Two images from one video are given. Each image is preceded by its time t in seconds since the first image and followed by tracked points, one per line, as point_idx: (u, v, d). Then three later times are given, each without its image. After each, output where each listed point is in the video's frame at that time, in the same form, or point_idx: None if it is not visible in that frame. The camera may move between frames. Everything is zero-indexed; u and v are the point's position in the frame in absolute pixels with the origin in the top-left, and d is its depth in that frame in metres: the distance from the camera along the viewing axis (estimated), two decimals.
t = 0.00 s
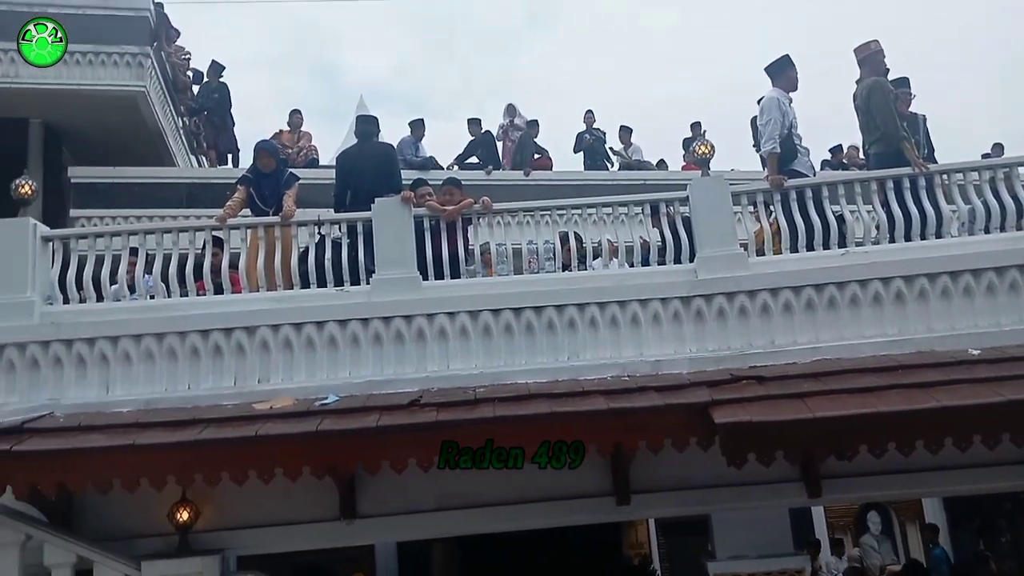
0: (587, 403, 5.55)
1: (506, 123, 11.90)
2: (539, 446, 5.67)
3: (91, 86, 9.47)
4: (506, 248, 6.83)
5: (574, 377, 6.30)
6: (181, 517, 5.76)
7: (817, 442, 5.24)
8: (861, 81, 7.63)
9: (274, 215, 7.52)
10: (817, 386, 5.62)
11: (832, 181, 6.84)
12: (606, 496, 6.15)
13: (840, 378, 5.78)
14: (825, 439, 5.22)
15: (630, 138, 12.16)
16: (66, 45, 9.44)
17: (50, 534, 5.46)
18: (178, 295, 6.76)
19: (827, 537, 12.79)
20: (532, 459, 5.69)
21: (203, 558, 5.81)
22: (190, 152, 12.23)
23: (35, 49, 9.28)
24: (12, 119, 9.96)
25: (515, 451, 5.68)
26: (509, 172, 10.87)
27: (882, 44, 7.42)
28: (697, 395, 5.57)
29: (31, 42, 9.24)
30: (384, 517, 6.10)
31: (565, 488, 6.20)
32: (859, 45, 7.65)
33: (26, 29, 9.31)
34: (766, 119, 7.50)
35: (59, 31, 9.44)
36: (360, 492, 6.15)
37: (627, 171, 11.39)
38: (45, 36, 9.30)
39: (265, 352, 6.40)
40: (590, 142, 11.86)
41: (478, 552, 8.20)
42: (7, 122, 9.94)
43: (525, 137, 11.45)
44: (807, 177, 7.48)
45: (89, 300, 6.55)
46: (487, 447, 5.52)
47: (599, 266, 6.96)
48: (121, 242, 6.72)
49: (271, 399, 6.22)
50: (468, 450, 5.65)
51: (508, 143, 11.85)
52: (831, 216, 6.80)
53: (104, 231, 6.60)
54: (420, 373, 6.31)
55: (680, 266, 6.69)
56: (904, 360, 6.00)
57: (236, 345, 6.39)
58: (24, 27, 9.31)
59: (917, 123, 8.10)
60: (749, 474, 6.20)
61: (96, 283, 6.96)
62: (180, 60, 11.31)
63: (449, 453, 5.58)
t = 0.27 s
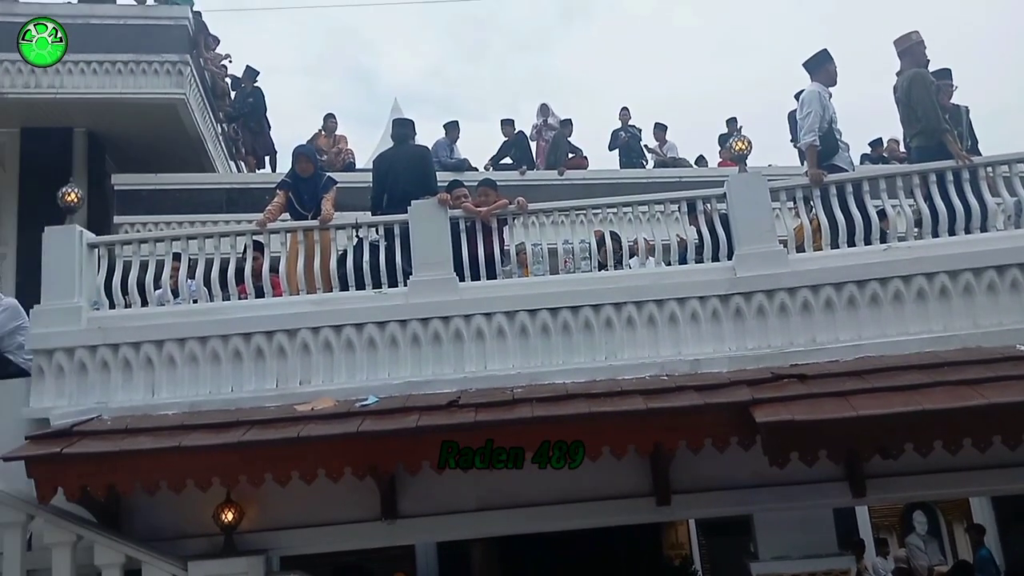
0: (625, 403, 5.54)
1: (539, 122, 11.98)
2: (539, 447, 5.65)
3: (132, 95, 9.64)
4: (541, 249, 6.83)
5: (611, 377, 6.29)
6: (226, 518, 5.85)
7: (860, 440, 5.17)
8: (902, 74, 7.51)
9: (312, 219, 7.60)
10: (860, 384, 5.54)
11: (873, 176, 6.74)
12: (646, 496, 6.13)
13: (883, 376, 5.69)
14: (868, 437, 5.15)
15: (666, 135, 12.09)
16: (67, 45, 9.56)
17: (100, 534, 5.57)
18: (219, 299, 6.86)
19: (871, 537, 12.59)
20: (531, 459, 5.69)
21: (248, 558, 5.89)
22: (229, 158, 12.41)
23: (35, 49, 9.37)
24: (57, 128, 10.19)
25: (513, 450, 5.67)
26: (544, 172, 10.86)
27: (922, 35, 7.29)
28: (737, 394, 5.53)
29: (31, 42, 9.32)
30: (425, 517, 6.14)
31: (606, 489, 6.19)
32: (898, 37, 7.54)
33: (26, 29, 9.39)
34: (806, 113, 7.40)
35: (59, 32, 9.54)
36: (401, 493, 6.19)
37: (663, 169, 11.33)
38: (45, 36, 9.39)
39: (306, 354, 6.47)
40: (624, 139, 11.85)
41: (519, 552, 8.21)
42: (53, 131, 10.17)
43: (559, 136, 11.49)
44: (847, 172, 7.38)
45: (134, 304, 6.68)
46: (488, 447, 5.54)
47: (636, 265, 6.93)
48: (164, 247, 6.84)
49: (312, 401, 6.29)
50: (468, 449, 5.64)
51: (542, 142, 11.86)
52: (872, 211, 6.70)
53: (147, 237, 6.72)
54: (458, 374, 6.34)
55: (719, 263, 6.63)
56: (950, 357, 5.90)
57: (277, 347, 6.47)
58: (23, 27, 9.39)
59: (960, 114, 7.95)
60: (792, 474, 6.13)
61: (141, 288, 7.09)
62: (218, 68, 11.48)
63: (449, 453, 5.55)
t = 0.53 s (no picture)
0: (668, 402, 5.51)
1: (576, 121, 11.96)
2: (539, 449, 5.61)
3: (176, 104, 9.80)
4: (581, 248, 6.82)
5: (654, 376, 6.26)
6: (274, 518, 5.93)
7: (909, 438, 5.08)
8: (947, 63, 7.37)
9: (355, 223, 7.67)
10: (909, 380, 5.44)
11: (919, 168, 6.61)
12: (691, 495, 6.09)
13: (933, 371, 5.58)
14: (917, 434, 5.06)
15: (704, 131, 11.98)
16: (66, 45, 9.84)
17: (153, 535, 5.68)
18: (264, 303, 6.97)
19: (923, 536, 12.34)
20: (531, 459, 5.61)
21: (296, 558, 5.96)
22: (270, 164, 12.58)
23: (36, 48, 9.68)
24: (105, 139, 10.42)
25: (513, 450, 5.60)
26: (582, 171, 10.84)
27: (967, 23, 7.15)
28: (782, 392, 5.47)
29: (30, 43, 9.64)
30: (469, 517, 6.16)
31: (650, 488, 6.16)
32: (942, 26, 7.40)
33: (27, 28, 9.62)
34: (852, 104, 7.29)
35: (59, 32, 9.70)
36: (445, 493, 6.22)
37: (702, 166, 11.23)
38: (44, 36, 9.64)
39: (349, 357, 6.54)
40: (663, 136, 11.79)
41: (566, 552, 8.19)
42: (100, 142, 10.41)
43: (596, 135, 11.46)
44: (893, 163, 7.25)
45: (181, 310, 6.80)
46: (487, 448, 5.57)
47: (676, 263, 6.89)
48: (210, 253, 6.96)
49: (357, 402, 6.36)
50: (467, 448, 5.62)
51: (579, 142, 11.83)
52: (918, 204, 6.58)
53: (193, 244, 6.85)
54: (500, 374, 6.36)
55: (761, 260, 6.56)
56: (1002, 352, 5.76)
57: (322, 350, 6.55)
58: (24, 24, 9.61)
59: (1009, 103, 7.77)
60: (840, 472, 6.05)
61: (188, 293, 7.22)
62: (259, 76, 11.65)
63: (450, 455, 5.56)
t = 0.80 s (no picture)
0: (702, 402, 5.48)
1: (604, 121, 11.93)
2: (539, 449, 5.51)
3: (208, 112, 9.94)
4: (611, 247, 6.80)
5: (688, 376, 6.22)
6: (311, 520, 5.97)
7: (949, 436, 5.00)
8: (982, 54, 7.25)
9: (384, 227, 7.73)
10: (948, 377, 5.36)
11: (954, 161, 6.51)
12: (727, 495, 6.05)
13: (973, 368, 5.49)
14: (957, 432, 4.98)
15: (733, 128, 11.89)
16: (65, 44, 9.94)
17: (193, 538, 5.75)
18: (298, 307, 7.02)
19: (963, 536, 12.13)
20: (531, 458, 5.50)
21: (333, 560, 6.01)
22: (301, 170, 12.68)
23: (36, 47, 9.80)
24: (139, 148, 10.59)
25: (514, 448, 5.50)
26: (611, 171, 10.80)
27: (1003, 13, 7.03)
28: (818, 391, 5.41)
29: (30, 44, 9.74)
30: (503, 518, 6.17)
31: (685, 488, 6.13)
32: (977, 17, 7.29)
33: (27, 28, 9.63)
34: (887, 96, 7.20)
35: (59, 32, 9.75)
36: (479, 495, 6.23)
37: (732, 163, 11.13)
38: (45, 36, 9.65)
39: (382, 359, 6.58)
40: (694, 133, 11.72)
41: (601, 553, 8.16)
42: (135, 150, 10.58)
43: (624, 134, 11.42)
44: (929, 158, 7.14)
45: (217, 315, 6.89)
46: (487, 448, 5.52)
47: (708, 261, 6.84)
48: (244, 258, 7.04)
49: (390, 405, 6.39)
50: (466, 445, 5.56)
51: (607, 141, 11.80)
52: (954, 198, 6.47)
53: (227, 249, 6.93)
54: (532, 375, 6.36)
55: (795, 257, 6.50)
56: None
57: (355, 353, 6.60)
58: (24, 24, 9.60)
59: None
60: (878, 471, 5.97)
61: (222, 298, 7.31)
62: (288, 83, 11.76)
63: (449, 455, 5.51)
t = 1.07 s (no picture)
0: (748, 406, 5.43)
1: (642, 123, 11.87)
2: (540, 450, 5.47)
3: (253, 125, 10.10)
4: (652, 251, 6.76)
5: (733, 379, 6.16)
6: (358, 528, 6.03)
7: (1005, 437, 4.89)
8: None
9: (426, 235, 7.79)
10: (1002, 377, 5.24)
11: (1005, 155, 6.35)
12: (775, 500, 5.97)
13: None
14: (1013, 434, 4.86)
15: (774, 127, 11.75)
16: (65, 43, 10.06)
17: (243, 546, 5.83)
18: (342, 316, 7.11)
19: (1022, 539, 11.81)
20: (531, 459, 5.49)
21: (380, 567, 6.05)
22: (342, 180, 12.82)
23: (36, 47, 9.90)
24: (185, 162, 10.79)
25: (513, 448, 5.48)
26: (650, 174, 10.74)
27: None
28: (867, 392, 5.32)
29: (31, 44, 9.86)
30: (549, 525, 6.16)
31: (732, 493, 6.06)
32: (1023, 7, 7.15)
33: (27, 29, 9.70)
34: (937, 90, 7.09)
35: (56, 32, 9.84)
36: (524, 501, 6.24)
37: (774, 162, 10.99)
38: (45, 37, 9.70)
39: (425, 367, 6.62)
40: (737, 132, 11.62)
41: (648, 559, 8.11)
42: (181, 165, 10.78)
43: (663, 136, 11.36)
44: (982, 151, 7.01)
45: (264, 325, 7.00)
46: (487, 448, 5.51)
47: (752, 262, 6.78)
48: (289, 270, 7.14)
49: (435, 412, 6.43)
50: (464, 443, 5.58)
51: (646, 143, 11.74)
52: (1006, 193, 6.32)
53: (273, 261, 7.04)
54: (575, 381, 6.35)
55: (841, 257, 6.40)
56: None
57: (399, 361, 6.65)
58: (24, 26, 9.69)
59: None
60: (931, 474, 5.86)
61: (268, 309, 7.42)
62: (328, 95, 11.90)
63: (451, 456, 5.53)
